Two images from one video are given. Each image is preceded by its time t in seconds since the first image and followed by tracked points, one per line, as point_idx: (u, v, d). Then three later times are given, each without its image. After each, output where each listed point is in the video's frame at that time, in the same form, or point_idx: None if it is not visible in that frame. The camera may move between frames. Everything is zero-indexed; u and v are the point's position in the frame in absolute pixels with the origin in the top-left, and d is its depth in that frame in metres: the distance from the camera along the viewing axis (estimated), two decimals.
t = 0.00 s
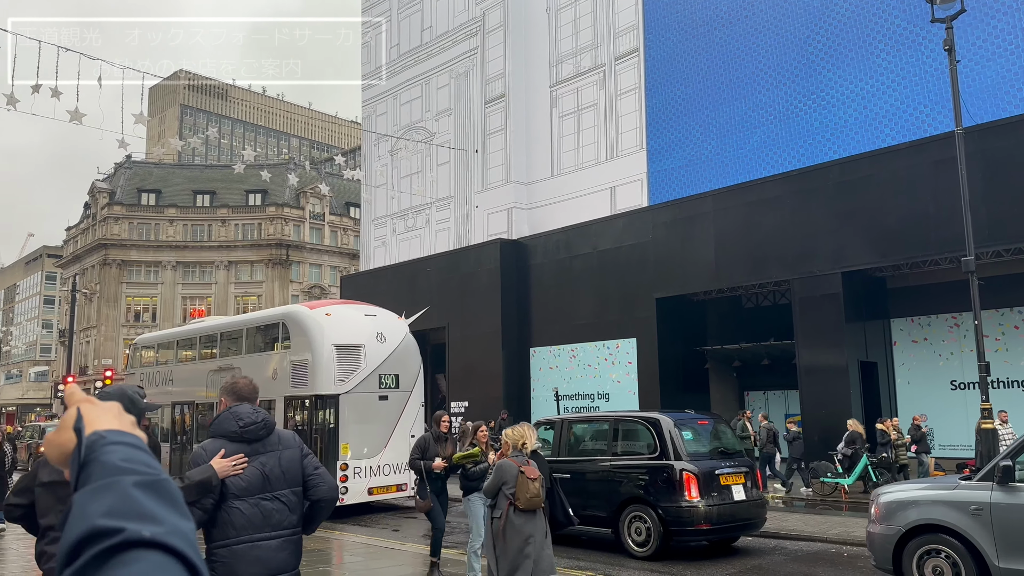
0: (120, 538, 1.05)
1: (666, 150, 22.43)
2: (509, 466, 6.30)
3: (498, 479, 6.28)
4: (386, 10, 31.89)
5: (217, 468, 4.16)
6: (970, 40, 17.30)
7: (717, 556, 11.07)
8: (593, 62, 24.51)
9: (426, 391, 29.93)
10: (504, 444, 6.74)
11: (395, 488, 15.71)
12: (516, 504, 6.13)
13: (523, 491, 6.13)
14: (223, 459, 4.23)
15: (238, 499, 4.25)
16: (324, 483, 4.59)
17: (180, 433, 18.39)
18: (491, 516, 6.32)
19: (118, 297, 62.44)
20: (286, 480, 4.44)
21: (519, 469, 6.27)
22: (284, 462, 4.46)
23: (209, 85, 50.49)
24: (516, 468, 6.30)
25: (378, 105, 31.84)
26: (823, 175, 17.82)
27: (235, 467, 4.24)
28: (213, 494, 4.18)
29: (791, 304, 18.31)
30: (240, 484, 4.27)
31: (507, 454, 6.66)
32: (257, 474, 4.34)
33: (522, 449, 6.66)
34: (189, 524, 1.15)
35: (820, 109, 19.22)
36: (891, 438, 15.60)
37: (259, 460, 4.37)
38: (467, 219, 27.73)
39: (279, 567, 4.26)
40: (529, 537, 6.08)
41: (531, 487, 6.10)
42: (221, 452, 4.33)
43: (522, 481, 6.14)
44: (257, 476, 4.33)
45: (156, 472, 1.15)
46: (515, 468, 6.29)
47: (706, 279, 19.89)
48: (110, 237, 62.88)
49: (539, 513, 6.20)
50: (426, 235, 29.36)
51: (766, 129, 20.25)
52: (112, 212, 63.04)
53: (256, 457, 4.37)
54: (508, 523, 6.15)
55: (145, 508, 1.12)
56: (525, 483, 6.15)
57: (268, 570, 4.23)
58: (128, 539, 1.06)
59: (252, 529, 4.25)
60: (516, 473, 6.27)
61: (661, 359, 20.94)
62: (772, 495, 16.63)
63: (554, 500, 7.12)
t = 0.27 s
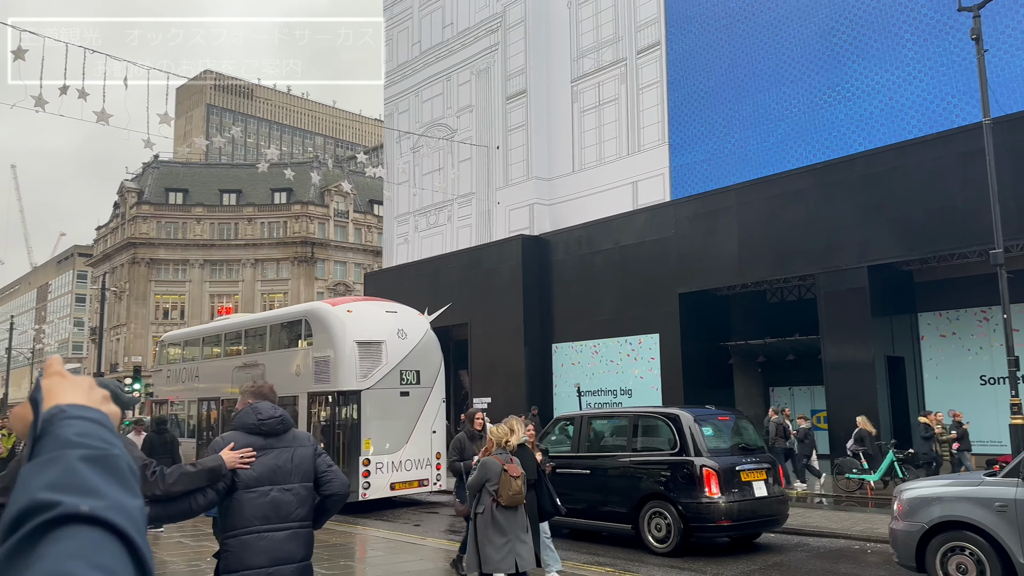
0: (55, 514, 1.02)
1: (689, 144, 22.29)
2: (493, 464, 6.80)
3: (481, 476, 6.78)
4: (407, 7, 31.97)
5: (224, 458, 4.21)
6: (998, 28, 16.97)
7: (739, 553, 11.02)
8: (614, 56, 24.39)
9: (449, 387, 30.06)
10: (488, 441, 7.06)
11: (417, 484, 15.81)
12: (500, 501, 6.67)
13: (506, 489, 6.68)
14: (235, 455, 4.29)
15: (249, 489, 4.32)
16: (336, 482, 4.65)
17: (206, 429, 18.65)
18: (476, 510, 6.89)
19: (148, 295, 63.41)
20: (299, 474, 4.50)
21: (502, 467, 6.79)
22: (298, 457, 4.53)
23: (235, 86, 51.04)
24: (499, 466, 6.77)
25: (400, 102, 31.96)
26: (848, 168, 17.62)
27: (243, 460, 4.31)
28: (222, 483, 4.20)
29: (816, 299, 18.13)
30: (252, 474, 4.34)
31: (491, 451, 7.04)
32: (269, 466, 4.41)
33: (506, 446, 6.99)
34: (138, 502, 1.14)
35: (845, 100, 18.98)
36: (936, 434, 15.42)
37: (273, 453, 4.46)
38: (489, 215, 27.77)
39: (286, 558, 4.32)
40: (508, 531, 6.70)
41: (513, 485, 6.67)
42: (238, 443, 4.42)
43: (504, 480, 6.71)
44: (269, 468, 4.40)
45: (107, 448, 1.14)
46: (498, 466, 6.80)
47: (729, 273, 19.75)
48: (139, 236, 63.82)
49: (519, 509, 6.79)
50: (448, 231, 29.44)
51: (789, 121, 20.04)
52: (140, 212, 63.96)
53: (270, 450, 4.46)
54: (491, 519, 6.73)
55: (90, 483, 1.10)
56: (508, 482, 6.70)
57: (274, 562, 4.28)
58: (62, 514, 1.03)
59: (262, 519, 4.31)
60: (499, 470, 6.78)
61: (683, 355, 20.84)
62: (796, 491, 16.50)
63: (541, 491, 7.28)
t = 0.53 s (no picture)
0: None
1: (722, 135, 21.99)
2: (492, 451, 6.77)
3: (481, 463, 6.76)
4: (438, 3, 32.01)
5: (245, 449, 4.26)
6: None
7: (773, 548, 10.88)
8: (645, 47, 24.14)
9: (482, 382, 30.15)
10: (490, 431, 7.08)
11: (449, 477, 15.90)
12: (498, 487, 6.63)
13: (505, 475, 6.63)
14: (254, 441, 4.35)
15: (270, 475, 4.41)
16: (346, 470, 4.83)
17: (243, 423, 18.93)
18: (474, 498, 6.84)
19: (187, 292, 64.59)
20: (317, 461, 4.62)
21: (500, 454, 6.75)
22: (316, 444, 4.66)
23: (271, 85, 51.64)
24: (498, 453, 6.75)
25: (431, 98, 32.05)
26: (886, 158, 17.24)
27: (262, 450, 4.36)
28: (248, 469, 4.32)
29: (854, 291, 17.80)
30: (273, 460, 4.44)
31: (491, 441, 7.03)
32: (290, 453, 4.51)
33: (506, 436, 7.01)
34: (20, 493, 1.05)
35: (882, 88, 18.56)
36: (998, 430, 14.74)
37: (294, 439, 4.55)
38: (521, 209, 27.74)
39: (304, 542, 4.42)
40: (508, 517, 6.65)
41: (511, 472, 6.62)
42: (261, 430, 4.48)
43: (503, 466, 6.65)
44: (290, 455, 4.50)
45: None
46: (497, 453, 6.77)
47: (764, 266, 19.47)
48: (178, 234, 65.03)
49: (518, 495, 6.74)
50: (480, 226, 29.47)
51: (825, 111, 19.67)
52: (179, 210, 65.15)
53: (291, 437, 4.55)
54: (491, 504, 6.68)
55: None
56: (507, 468, 6.66)
57: (293, 545, 4.37)
58: None
59: (282, 504, 4.40)
60: (498, 458, 6.75)
61: (717, 349, 20.61)
62: (833, 486, 16.23)
63: (543, 482, 7.32)
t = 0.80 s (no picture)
0: None
1: (757, 126, 21.62)
2: (497, 447, 6.80)
3: (484, 459, 6.79)
4: None
5: (262, 457, 4.35)
6: None
7: (811, 546, 10.68)
8: (679, 38, 23.82)
9: (517, 378, 30.15)
10: (494, 428, 7.08)
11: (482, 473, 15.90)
12: (502, 484, 6.67)
13: (509, 472, 6.68)
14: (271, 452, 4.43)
15: (275, 478, 4.61)
16: (340, 459, 5.08)
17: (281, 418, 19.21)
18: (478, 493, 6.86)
19: (228, 290, 65.59)
20: (315, 459, 4.84)
21: (506, 450, 6.78)
22: (311, 443, 4.86)
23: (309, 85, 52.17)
24: (502, 450, 6.79)
25: (464, 94, 32.07)
26: (928, 147, 16.81)
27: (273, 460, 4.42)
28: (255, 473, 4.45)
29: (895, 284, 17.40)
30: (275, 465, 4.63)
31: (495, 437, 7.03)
32: (290, 456, 4.70)
33: (513, 434, 7.04)
34: None
35: (923, 75, 18.07)
36: None
37: (292, 443, 4.73)
38: (554, 204, 27.64)
39: (311, 536, 4.70)
40: (513, 513, 6.70)
41: (515, 469, 6.67)
42: (259, 439, 4.61)
43: (507, 463, 6.70)
44: (290, 456, 4.69)
45: None
46: (502, 450, 6.81)
47: (802, 259, 19.14)
48: (218, 233, 65.99)
49: (520, 493, 6.78)
50: (513, 222, 29.43)
51: (864, 99, 19.22)
52: (219, 209, 66.15)
53: (288, 440, 4.73)
54: (495, 500, 6.71)
55: None
56: (510, 465, 6.71)
57: (302, 541, 4.65)
58: None
59: (288, 505, 4.64)
60: (503, 454, 6.79)
61: (753, 343, 20.32)
62: (875, 483, 15.89)
63: (544, 477, 7.53)
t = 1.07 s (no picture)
0: None
1: (796, 117, 21.24)
2: (508, 441, 6.82)
3: (495, 454, 6.82)
4: None
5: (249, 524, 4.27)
6: None
7: (851, 545, 10.48)
8: (716, 29, 23.50)
9: (553, 374, 30.10)
10: (502, 424, 7.09)
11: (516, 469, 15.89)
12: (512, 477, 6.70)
13: (519, 465, 6.70)
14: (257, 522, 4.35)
15: (262, 468, 4.46)
16: (334, 448, 4.90)
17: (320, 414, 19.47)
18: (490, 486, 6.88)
19: (269, 288, 66.50)
20: (304, 448, 4.67)
21: (517, 444, 6.81)
22: (300, 432, 4.70)
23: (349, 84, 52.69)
24: (511, 444, 6.81)
25: (498, 90, 32.07)
26: (974, 136, 16.36)
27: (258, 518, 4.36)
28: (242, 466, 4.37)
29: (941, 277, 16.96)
30: (262, 455, 4.49)
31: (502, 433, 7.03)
32: (278, 447, 4.55)
33: (522, 428, 7.07)
34: None
35: (969, 62, 17.56)
36: None
37: (279, 434, 4.59)
38: (589, 199, 27.51)
39: (305, 523, 4.51)
40: (524, 505, 6.71)
41: (526, 461, 6.69)
42: (247, 433, 4.50)
43: (518, 457, 6.73)
44: (279, 447, 4.55)
45: None
46: (513, 443, 6.83)
47: (844, 252, 18.77)
48: (261, 231, 66.62)
49: (531, 486, 6.78)
50: (549, 217, 29.36)
51: (907, 88, 18.74)
52: (260, 208, 67.00)
53: (275, 432, 4.59)
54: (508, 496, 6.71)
55: None
56: (522, 459, 6.72)
57: (296, 528, 4.48)
58: None
59: (278, 493, 4.47)
60: (514, 448, 6.81)
61: (794, 338, 19.97)
62: (920, 481, 15.52)
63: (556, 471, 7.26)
